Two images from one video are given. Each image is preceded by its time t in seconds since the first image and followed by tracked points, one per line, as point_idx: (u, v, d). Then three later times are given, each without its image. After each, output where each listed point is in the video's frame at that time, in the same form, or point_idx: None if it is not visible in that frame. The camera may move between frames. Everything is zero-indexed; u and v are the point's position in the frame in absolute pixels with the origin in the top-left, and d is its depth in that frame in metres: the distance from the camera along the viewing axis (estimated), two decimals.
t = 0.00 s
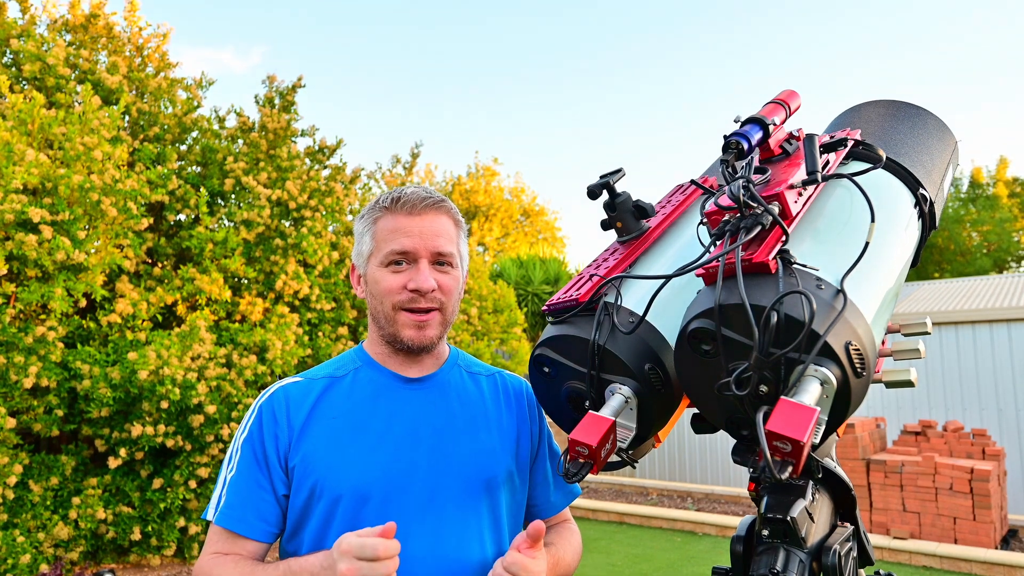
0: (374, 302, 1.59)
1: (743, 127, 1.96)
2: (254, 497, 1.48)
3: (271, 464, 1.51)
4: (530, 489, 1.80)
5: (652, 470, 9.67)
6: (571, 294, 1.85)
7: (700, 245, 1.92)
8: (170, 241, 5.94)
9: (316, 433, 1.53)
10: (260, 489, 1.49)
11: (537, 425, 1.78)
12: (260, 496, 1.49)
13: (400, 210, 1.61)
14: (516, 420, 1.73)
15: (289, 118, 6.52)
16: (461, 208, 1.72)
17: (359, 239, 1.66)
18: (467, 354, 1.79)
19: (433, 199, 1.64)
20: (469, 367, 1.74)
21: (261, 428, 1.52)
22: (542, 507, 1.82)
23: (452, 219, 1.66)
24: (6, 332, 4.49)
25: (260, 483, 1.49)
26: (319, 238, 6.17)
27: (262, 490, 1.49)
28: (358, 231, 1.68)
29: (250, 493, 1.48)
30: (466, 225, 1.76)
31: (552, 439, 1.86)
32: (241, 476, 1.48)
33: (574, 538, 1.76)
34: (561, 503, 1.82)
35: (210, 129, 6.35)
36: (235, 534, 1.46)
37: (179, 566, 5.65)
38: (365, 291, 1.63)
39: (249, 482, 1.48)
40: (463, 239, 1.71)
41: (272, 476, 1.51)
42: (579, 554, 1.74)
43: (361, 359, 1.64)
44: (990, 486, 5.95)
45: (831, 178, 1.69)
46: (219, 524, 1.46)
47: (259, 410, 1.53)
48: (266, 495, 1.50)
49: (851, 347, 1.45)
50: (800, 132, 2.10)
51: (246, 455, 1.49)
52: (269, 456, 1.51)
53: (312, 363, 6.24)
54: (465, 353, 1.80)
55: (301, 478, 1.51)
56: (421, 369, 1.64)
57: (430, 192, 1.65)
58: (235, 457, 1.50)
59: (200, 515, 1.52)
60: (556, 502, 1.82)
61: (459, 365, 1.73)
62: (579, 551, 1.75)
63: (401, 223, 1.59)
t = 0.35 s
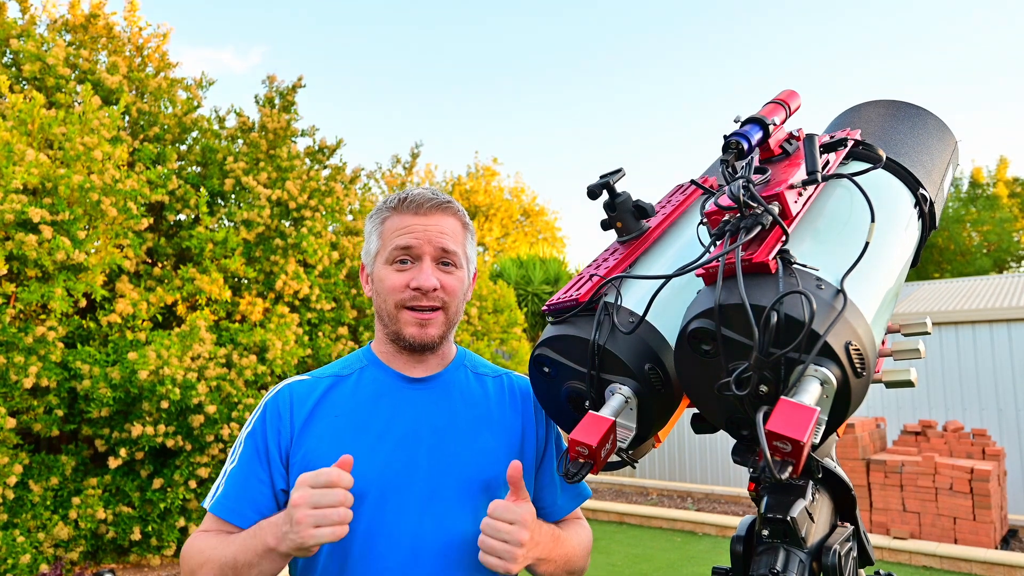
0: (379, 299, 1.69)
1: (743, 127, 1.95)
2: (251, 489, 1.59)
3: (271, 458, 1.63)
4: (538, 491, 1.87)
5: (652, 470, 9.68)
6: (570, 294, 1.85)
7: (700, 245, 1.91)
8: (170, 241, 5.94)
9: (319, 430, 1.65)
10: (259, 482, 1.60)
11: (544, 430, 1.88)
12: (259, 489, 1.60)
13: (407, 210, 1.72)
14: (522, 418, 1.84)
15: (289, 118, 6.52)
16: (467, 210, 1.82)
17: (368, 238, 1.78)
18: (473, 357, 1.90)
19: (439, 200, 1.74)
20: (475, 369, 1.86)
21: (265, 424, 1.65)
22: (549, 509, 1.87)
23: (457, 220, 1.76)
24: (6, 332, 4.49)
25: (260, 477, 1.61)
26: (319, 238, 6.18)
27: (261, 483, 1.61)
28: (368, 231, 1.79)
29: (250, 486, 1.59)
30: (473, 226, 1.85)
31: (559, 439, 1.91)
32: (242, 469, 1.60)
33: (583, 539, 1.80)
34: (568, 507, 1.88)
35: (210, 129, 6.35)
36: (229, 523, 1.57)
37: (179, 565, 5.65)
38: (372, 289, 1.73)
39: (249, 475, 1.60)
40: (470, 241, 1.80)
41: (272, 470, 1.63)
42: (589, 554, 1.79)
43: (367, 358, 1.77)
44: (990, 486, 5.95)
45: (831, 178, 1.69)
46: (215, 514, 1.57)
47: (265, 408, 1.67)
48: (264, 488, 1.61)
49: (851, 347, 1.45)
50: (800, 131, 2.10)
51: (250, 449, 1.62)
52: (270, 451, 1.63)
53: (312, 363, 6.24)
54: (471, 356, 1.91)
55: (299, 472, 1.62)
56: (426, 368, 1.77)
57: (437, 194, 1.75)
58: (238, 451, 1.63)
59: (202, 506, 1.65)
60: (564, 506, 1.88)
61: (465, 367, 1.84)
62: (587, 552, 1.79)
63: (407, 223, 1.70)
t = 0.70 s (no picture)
0: (382, 300, 1.69)
1: (743, 127, 1.95)
2: (266, 488, 1.60)
3: (282, 457, 1.64)
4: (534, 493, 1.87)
5: (652, 470, 9.67)
6: (571, 294, 1.85)
7: (701, 245, 1.91)
8: (170, 241, 5.94)
9: (323, 429, 1.66)
10: (271, 482, 1.61)
11: (544, 429, 1.88)
12: (276, 488, 1.61)
13: (409, 211, 1.72)
14: (523, 418, 1.84)
15: (289, 118, 6.52)
16: (470, 211, 1.82)
17: (371, 239, 1.78)
18: (475, 357, 1.90)
19: (442, 201, 1.74)
20: (476, 369, 1.86)
21: (272, 423, 1.65)
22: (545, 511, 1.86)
23: (460, 221, 1.76)
24: (6, 332, 4.49)
25: (273, 475, 1.62)
26: (319, 238, 6.18)
27: (277, 482, 1.62)
28: (371, 232, 1.80)
29: (265, 485, 1.60)
30: (476, 227, 1.85)
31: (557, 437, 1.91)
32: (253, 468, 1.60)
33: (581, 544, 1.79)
34: (563, 509, 1.87)
35: (210, 129, 6.35)
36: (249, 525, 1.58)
37: (179, 565, 5.65)
38: (375, 290, 1.74)
39: (262, 474, 1.61)
40: (472, 242, 1.81)
41: (284, 468, 1.64)
42: (588, 558, 1.78)
43: (369, 360, 1.78)
44: (990, 486, 5.95)
45: (831, 178, 1.69)
46: (232, 516, 1.58)
47: (272, 406, 1.67)
48: (281, 487, 1.62)
49: (851, 347, 1.45)
50: (800, 131, 2.10)
51: (260, 447, 1.63)
52: (279, 448, 1.64)
53: (312, 363, 6.24)
54: (473, 356, 1.91)
55: (307, 472, 1.63)
56: (428, 369, 1.76)
57: (439, 195, 1.75)
58: (249, 452, 1.63)
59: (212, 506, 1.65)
60: (558, 512, 1.87)
61: (467, 367, 1.84)
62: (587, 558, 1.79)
63: (410, 223, 1.70)
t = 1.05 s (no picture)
0: (386, 303, 1.70)
1: (743, 127, 1.95)
2: (267, 496, 1.61)
3: (284, 465, 1.64)
4: (535, 498, 1.88)
5: (652, 470, 9.67)
6: (571, 294, 1.85)
7: (701, 245, 1.91)
8: (170, 242, 5.94)
9: (328, 435, 1.65)
10: (272, 489, 1.62)
11: (545, 432, 1.88)
12: (274, 497, 1.62)
13: (408, 210, 1.72)
14: (528, 424, 1.85)
15: (289, 118, 6.52)
16: (469, 207, 1.82)
17: (370, 241, 1.78)
18: (481, 359, 1.91)
19: (440, 198, 1.74)
20: (483, 372, 1.86)
21: (275, 429, 1.64)
22: (545, 515, 1.89)
23: (460, 218, 1.76)
24: (6, 332, 4.49)
25: (274, 483, 1.62)
26: (319, 238, 6.18)
27: (276, 490, 1.62)
28: (370, 233, 1.80)
29: (265, 494, 1.61)
30: (476, 224, 1.86)
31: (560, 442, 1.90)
32: (256, 475, 1.60)
33: (579, 554, 1.83)
34: (563, 514, 1.89)
35: (210, 129, 6.35)
36: (247, 533, 1.59)
37: (179, 565, 5.65)
38: (378, 292, 1.74)
39: (263, 482, 1.61)
40: (473, 239, 1.81)
41: (286, 476, 1.64)
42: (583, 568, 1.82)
43: (374, 362, 1.77)
44: (990, 486, 5.95)
45: (831, 178, 1.69)
46: (231, 523, 1.58)
47: (274, 411, 1.66)
48: (279, 495, 1.63)
49: (851, 347, 1.45)
50: (800, 131, 2.09)
51: (262, 454, 1.62)
52: (282, 455, 1.64)
53: (312, 363, 6.24)
54: (479, 358, 1.91)
55: (311, 480, 1.63)
56: (436, 373, 1.77)
57: (437, 192, 1.75)
58: (249, 457, 1.63)
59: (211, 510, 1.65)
60: (559, 518, 1.89)
61: (473, 371, 1.85)
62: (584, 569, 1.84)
63: (409, 223, 1.70)
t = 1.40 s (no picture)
0: (387, 302, 1.69)
1: (743, 127, 1.95)
2: (263, 497, 1.61)
3: (280, 465, 1.64)
4: (536, 500, 1.88)
5: (652, 470, 9.67)
6: (571, 294, 1.85)
7: (700, 245, 1.91)
8: (170, 241, 5.94)
9: (324, 436, 1.65)
10: (268, 490, 1.62)
11: (546, 434, 1.88)
12: (270, 497, 1.62)
13: (410, 209, 1.72)
14: (527, 426, 1.84)
15: (289, 118, 6.52)
16: (471, 206, 1.82)
17: (371, 239, 1.78)
18: (480, 359, 1.91)
19: (444, 197, 1.74)
20: (481, 372, 1.86)
21: (271, 428, 1.64)
22: (546, 518, 1.89)
23: (463, 217, 1.76)
24: (6, 332, 4.49)
25: (270, 484, 1.63)
26: (319, 238, 6.18)
27: (273, 491, 1.63)
28: (371, 231, 1.79)
29: (261, 494, 1.61)
30: (479, 224, 1.86)
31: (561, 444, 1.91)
32: (251, 476, 1.60)
33: (582, 552, 1.85)
34: (566, 517, 1.90)
35: (210, 129, 6.35)
36: (245, 534, 1.59)
37: (179, 566, 5.65)
38: (378, 291, 1.74)
39: (260, 483, 1.61)
40: (475, 239, 1.81)
41: (282, 477, 1.64)
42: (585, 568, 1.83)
43: (371, 362, 1.77)
44: (990, 486, 5.95)
45: (831, 178, 1.69)
46: (228, 524, 1.58)
47: (270, 410, 1.66)
48: (275, 496, 1.63)
49: (851, 347, 1.45)
50: (800, 131, 2.09)
51: (258, 454, 1.62)
52: (277, 455, 1.64)
53: (312, 363, 6.24)
54: (477, 358, 1.91)
55: (306, 481, 1.63)
56: (434, 373, 1.77)
57: (440, 191, 1.75)
58: (246, 456, 1.63)
59: (207, 510, 1.65)
60: (563, 519, 1.90)
61: (471, 370, 1.85)
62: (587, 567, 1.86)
63: (412, 221, 1.70)
